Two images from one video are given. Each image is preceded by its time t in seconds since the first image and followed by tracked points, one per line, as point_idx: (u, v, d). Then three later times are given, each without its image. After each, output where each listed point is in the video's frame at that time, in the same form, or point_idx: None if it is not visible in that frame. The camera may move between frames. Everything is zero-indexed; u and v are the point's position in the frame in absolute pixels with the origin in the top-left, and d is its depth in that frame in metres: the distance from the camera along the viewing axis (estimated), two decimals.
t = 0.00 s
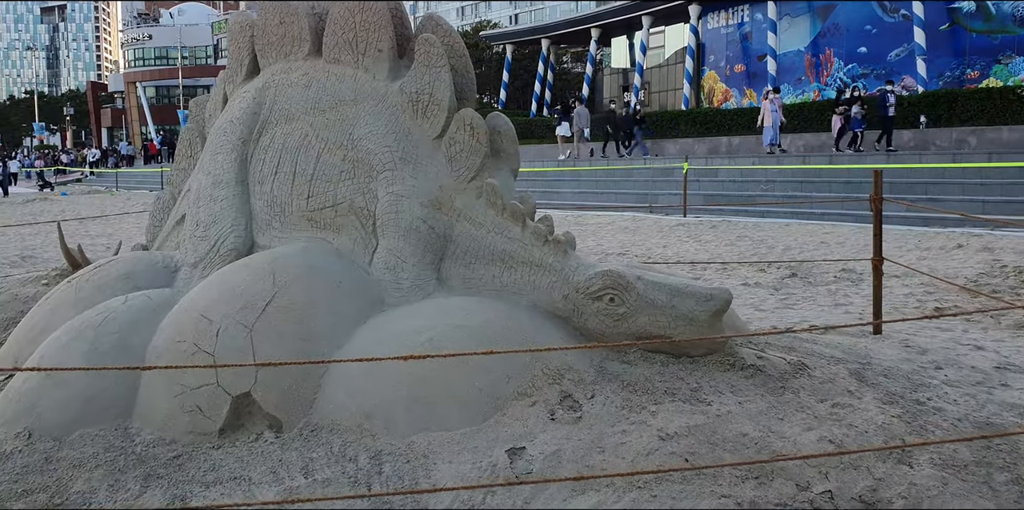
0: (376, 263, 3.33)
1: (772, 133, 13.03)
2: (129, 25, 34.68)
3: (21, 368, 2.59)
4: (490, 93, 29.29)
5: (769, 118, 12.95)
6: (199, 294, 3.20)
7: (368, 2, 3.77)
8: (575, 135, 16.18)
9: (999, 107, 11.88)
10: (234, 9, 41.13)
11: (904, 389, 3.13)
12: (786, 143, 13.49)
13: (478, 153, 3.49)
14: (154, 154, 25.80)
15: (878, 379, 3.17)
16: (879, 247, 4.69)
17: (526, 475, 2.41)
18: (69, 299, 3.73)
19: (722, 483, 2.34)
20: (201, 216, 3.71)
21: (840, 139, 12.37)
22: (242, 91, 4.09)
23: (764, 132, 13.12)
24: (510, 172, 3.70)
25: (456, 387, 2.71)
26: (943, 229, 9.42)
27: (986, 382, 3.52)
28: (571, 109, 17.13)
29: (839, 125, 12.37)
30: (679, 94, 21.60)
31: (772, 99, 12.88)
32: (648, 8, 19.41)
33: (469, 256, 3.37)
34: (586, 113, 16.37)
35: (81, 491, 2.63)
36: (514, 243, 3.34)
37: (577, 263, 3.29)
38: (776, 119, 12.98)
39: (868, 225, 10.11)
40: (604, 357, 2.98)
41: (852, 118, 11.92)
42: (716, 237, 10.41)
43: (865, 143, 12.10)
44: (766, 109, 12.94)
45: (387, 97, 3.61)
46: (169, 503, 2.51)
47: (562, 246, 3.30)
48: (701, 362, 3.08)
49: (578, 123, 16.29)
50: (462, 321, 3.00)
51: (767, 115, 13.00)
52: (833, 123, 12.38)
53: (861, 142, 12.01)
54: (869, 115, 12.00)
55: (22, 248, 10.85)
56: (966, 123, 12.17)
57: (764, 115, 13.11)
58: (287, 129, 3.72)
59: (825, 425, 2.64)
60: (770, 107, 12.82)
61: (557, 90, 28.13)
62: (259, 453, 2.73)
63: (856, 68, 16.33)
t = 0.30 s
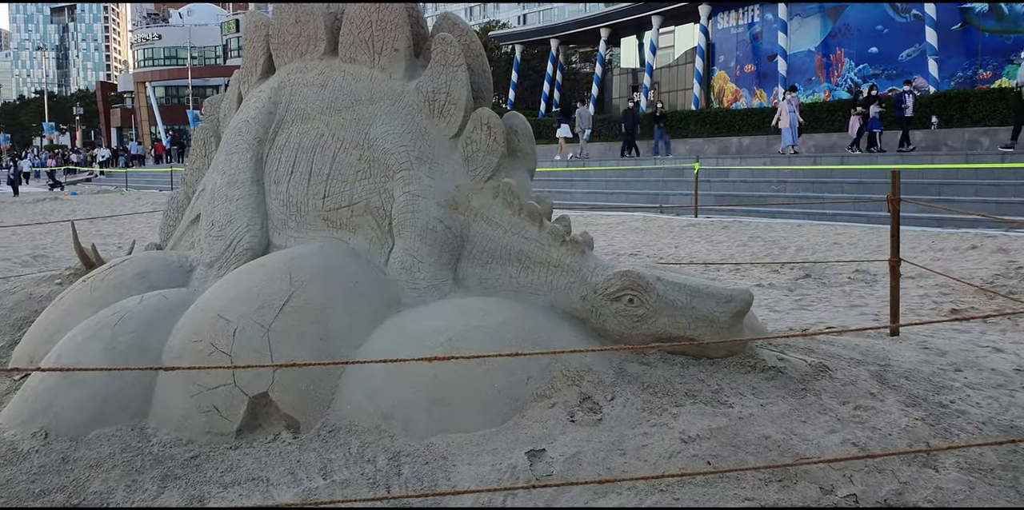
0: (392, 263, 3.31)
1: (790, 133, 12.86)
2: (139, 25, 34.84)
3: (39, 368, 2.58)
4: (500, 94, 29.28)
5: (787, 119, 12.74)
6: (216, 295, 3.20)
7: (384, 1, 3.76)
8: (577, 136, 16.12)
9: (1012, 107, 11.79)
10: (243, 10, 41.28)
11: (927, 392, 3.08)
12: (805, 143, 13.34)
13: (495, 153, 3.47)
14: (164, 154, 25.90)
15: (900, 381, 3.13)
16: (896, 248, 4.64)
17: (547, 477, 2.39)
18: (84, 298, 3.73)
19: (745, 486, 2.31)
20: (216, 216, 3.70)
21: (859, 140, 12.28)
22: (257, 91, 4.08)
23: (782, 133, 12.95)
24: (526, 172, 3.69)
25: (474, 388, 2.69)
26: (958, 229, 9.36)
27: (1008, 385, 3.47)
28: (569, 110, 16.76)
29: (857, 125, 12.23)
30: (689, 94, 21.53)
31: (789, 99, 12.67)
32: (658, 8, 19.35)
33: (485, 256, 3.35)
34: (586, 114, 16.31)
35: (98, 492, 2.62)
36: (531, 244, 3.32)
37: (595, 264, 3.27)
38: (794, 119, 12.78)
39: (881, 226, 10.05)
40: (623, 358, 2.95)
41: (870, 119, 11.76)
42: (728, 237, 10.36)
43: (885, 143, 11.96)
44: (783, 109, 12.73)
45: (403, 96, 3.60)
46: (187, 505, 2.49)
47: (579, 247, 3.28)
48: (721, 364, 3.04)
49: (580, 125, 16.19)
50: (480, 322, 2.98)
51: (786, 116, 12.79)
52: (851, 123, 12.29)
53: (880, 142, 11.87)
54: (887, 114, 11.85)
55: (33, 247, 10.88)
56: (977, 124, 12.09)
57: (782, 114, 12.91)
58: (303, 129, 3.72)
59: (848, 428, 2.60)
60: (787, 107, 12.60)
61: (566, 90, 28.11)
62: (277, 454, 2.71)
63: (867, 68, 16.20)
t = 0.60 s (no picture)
0: (409, 262, 3.31)
1: (809, 133, 12.62)
2: (150, 24, 35.01)
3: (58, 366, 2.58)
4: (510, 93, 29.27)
5: (807, 117, 12.46)
6: (233, 293, 3.20)
7: None
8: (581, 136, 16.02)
9: None
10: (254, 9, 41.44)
11: (949, 393, 3.02)
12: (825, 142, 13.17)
13: (512, 152, 3.45)
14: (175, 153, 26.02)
15: (922, 383, 3.07)
16: (914, 248, 4.58)
17: (567, 479, 2.37)
18: (101, 296, 3.74)
19: (768, 489, 2.28)
20: (232, 214, 3.70)
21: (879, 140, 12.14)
22: (273, 89, 4.08)
23: (801, 132, 12.70)
24: (544, 171, 3.67)
25: (493, 388, 2.68)
26: (973, 230, 9.27)
27: None
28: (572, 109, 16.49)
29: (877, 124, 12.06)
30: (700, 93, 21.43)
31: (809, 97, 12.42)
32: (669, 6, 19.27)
33: (502, 255, 3.34)
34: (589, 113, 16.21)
35: (116, 490, 2.62)
36: (549, 243, 3.31)
37: (614, 263, 3.24)
38: (813, 117, 12.56)
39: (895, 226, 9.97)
40: (642, 359, 2.92)
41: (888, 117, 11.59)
42: (740, 237, 10.31)
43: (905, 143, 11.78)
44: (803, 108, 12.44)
45: (420, 95, 3.59)
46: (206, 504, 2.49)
47: (597, 246, 3.26)
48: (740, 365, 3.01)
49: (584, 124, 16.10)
50: (497, 322, 2.96)
51: (806, 114, 12.51)
52: (871, 122, 12.15)
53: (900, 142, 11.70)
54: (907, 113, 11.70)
55: (46, 245, 10.94)
56: (992, 123, 11.98)
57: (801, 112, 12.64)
58: (320, 128, 3.71)
59: (871, 430, 2.56)
60: (807, 106, 12.31)
61: (577, 89, 28.06)
62: (294, 454, 2.71)
63: (879, 67, 16.03)
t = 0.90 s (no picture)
0: (417, 264, 3.29)
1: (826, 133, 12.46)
2: (156, 25, 35.11)
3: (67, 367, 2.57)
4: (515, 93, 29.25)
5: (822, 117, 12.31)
6: (241, 295, 3.19)
7: None
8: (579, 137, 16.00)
9: None
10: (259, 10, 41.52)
11: (963, 397, 2.97)
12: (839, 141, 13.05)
13: (522, 153, 3.43)
14: (180, 153, 26.07)
15: (934, 386, 3.03)
16: (924, 249, 4.54)
17: (578, 483, 2.35)
18: (108, 298, 3.73)
19: (780, 493, 2.26)
20: (240, 216, 3.69)
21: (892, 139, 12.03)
22: (280, 90, 4.08)
23: (818, 132, 12.52)
24: (553, 172, 3.65)
25: (503, 391, 2.66)
26: (981, 231, 9.22)
27: None
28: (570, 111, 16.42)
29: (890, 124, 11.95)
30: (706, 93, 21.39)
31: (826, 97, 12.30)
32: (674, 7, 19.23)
33: (511, 257, 3.32)
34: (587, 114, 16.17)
35: (124, 494, 2.62)
36: (558, 244, 3.29)
37: (623, 265, 3.22)
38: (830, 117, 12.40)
39: (902, 227, 9.92)
40: (652, 362, 2.90)
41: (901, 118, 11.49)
42: (747, 237, 10.28)
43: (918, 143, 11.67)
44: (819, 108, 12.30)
45: (429, 96, 3.58)
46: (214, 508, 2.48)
47: (607, 248, 3.24)
48: (752, 368, 2.98)
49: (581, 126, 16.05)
50: (507, 324, 2.95)
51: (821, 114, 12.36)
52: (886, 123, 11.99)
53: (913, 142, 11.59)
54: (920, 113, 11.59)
55: (53, 246, 10.98)
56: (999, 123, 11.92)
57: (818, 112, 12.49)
58: (328, 129, 3.70)
59: (885, 434, 2.52)
60: (823, 106, 12.18)
61: (582, 90, 28.03)
62: (303, 457, 2.69)
63: (886, 67, 15.99)
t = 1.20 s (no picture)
0: (424, 262, 3.26)
1: (839, 132, 12.29)
2: (159, 23, 35.08)
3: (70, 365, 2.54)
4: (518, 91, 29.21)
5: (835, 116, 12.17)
6: (247, 293, 3.16)
7: None
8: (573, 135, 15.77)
9: None
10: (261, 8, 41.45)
11: (978, 398, 2.92)
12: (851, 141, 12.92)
13: (531, 150, 3.40)
14: (182, 151, 26.05)
15: (949, 388, 2.97)
16: (935, 249, 4.50)
17: (589, 485, 2.31)
18: (112, 295, 3.70)
19: (796, 497, 2.22)
20: (244, 213, 3.65)
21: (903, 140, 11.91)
22: (286, 86, 4.04)
23: (832, 132, 12.32)
24: (562, 170, 3.61)
25: (512, 392, 2.63)
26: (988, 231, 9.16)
27: None
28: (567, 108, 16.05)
29: (902, 123, 11.83)
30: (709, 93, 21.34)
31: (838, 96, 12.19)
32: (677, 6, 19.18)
33: (520, 255, 3.28)
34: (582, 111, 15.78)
35: (128, 494, 2.58)
36: (568, 243, 3.25)
37: (634, 264, 3.18)
38: (843, 116, 12.25)
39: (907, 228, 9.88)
40: (663, 362, 2.85)
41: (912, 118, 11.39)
42: (751, 237, 10.23)
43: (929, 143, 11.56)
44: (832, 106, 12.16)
45: (437, 92, 3.55)
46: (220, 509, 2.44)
47: (618, 247, 3.20)
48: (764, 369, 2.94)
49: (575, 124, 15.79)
50: (516, 323, 2.91)
51: (834, 113, 12.24)
52: (897, 123, 11.87)
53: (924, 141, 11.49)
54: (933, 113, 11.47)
55: (56, 243, 10.95)
56: (1004, 124, 11.85)
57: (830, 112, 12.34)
58: (334, 125, 3.67)
59: (901, 436, 2.48)
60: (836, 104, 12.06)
61: (585, 89, 27.98)
62: (310, 457, 2.66)
63: (890, 67, 15.95)
